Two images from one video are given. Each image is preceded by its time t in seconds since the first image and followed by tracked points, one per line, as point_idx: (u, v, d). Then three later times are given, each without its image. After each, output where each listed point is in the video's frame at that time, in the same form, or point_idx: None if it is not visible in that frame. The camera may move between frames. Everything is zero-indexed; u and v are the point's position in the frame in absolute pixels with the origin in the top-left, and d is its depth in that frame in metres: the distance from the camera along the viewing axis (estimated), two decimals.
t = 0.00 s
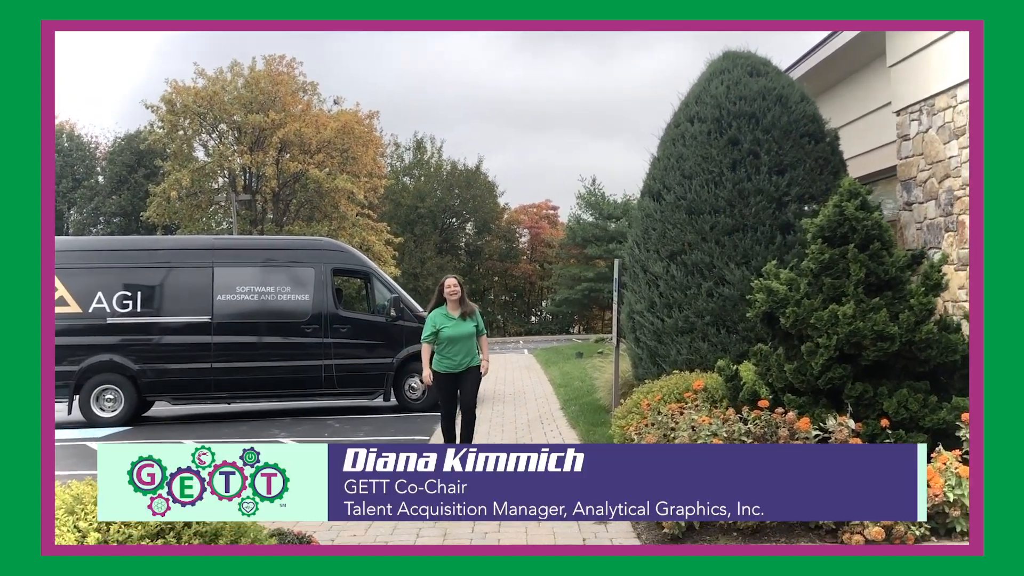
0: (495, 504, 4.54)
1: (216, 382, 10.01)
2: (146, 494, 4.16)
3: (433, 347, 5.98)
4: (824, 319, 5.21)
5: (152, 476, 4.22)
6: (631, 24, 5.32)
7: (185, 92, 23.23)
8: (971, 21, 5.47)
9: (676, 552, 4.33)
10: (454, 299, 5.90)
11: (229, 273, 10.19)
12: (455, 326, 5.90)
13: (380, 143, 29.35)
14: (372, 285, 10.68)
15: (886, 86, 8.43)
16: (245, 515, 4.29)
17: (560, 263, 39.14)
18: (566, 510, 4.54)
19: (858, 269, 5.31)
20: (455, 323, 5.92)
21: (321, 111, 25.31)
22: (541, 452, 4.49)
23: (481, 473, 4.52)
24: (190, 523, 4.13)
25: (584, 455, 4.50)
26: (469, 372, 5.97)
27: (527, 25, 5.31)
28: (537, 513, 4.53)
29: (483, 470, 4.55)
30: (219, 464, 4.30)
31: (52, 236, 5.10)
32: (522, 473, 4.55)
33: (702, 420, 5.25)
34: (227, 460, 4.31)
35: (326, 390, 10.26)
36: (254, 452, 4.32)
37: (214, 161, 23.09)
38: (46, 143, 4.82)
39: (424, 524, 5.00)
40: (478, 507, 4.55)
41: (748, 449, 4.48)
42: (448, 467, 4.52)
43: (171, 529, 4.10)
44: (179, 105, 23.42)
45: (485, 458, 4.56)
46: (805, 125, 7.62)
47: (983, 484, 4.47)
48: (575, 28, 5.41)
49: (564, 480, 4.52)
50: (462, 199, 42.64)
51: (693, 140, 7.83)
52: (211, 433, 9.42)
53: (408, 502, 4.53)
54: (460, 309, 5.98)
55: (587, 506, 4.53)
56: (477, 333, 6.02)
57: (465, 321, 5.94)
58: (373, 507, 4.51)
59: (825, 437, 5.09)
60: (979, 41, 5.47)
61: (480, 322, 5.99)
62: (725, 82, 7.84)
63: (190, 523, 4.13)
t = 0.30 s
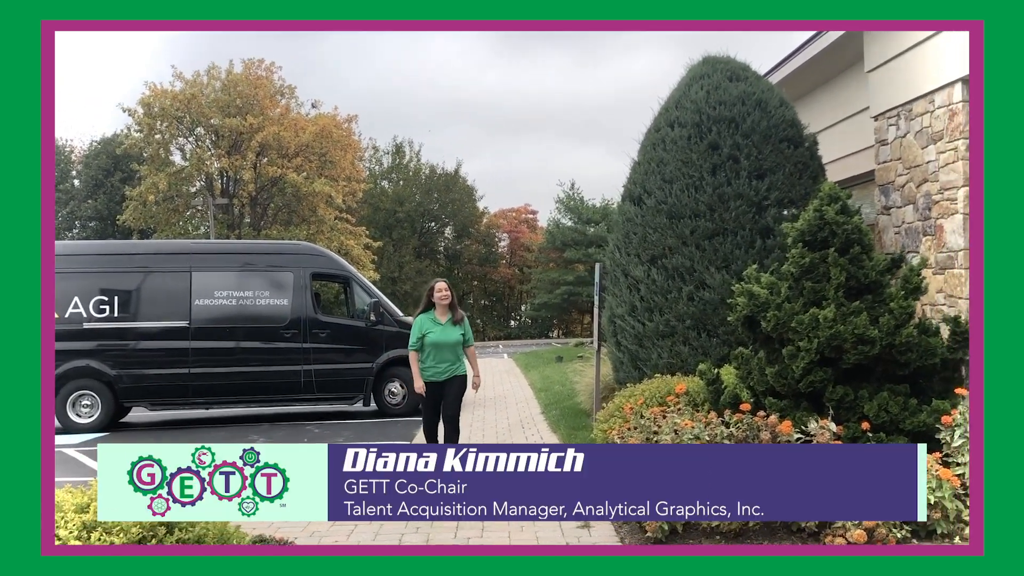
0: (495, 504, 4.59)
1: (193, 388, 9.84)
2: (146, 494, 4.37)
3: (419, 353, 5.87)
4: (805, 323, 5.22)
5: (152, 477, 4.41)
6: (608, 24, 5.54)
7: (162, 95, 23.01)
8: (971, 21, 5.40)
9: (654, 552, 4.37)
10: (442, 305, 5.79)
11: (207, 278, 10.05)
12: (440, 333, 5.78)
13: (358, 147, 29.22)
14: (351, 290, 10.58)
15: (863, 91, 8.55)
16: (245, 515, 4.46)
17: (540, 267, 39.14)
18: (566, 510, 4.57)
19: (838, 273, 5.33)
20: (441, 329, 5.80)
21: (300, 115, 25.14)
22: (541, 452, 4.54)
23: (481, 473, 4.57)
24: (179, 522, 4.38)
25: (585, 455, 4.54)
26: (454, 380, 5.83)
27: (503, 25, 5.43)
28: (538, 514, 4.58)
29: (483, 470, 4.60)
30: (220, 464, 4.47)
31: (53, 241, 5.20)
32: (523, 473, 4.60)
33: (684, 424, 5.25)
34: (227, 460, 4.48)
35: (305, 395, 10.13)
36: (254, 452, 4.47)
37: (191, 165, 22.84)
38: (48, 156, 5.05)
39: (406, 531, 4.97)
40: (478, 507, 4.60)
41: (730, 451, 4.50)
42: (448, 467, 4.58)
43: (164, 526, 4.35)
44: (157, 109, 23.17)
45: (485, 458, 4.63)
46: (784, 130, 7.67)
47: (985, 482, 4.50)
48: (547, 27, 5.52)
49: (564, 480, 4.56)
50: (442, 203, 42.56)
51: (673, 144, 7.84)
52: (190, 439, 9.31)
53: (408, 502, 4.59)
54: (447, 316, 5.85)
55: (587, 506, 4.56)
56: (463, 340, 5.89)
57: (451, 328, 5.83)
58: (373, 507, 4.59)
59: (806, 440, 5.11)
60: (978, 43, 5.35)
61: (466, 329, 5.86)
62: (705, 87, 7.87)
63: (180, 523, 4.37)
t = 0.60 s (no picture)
0: (495, 504, 4.61)
1: (167, 391, 9.66)
2: (146, 494, 4.42)
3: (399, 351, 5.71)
4: (782, 325, 5.25)
5: (152, 477, 4.45)
6: (581, 24, 5.41)
7: (136, 95, 22.68)
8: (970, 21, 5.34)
9: (631, 552, 4.38)
10: (423, 300, 5.64)
11: (181, 280, 9.89)
12: (420, 329, 5.62)
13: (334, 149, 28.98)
14: (327, 292, 10.48)
15: (838, 96, 8.65)
16: (245, 515, 4.48)
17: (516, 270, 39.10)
18: (566, 510, 4.59)
19: (814, 276, 5.37)
20: (420, 326, 5.64)
21: (276, 116, 24.88)
22: (541, 452, 4.55)
23: (481, 473, 4.59)
24: (154, 525, 4.45)
25: (584, 455, 4.56)
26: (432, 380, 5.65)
27: (488, 25, 5.34)
28: (537, 514, 4.60)
29: (483, 470, 4.62)
30: (219, 464, 4.50)
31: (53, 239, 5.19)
32: (522, 473, 4.61)
33: (662, 426, 5.25)
34: (226, 460, 4.50)
35: (280, 398, 10.00)
36: (254, 452, 4.49)
37: (165, 165, 22.51)
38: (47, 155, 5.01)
39: (383, 534, 4.92)
40: (478, 507, 4.62)
41: (708, 452, 4.51)
42: (448, 467, 4.60)
43: (140, 529, 4.41)
44: (131, 109, 22.82)
45: (485, 458, 4.64)
46: (760, 133, 7.72)
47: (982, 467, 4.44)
48: (539, 27, 5.38)
49: (564, 480, 4.58)
50: (418, 206, 42.38)
51: (651, 148, 7.85)
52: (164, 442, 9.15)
53: (408, 502, 4.62)
54: (428, 312, 5.71)
55: (586, 506, 4.58)
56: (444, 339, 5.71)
57: (431, 325, 5.67)
58: (373, 507, 4.62)
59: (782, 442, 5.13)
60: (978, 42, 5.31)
61: (447, 327, 5.69)
62: (682, 91, 7.89)
63: (157, 526, 4.44)
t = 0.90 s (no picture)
0: (495, 504, 4.60)
1: (147, 391, 9.51)
2: (146, 494, 4.42)
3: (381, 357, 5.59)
4: (762, 328, 5.27)
5: (152, 477, 4.46)
6: (565, 24, 5.36)
7: (117, 93, 22.36)
8: (970, 21, 5.31)
9: (611, 552, 4.37)
10: (406, 304, 5.57)
11: (160, 280, 9.76)
12: (403, 333, 5.53)
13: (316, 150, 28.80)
14: (308, 292, 10.37)
15: (818, 100, 8.75)
16: (245, 515, 4.50)
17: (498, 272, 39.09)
18: (566, 510, 4.57)
19: (795, 278, 5.39)
20: (403, 330, 5.55)
21: (257, 116, 24.67)
22: (541, 452, 4.54)
23: (481, 473, 4.57)
24: (134, 526, 4.38)
25: (585, 455, 4.54)
26: (416, 385, 5.54)
27: (474, 25, 5.29)
28: (537, 513, 4.57)
29: (484, 470, 4.60)
30: (220, 464, 4.50)
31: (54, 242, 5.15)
32: (523, 473, 4.60)
33: (643, 427, 5.25)
34: (227, 460, 4.51)
35: (260, 399, 9.89)
36: (254, 452, 4.50)
37: (145, 164, 22.23)
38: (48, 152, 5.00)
39: (365, 535, 4.88)
40: (478, 507, 4.61)
41: (690, 453, 4.52)
42: (448, 467, 4.59)
43: (120, 531, 4.33)
44: (111, 107, 22.51)
45: (484, 458, 4.63)
46: (741, 136, 7.75)
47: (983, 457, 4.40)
48: (528, 27, 5.34)
49: (564, 480, 4.56)
50: (399, 207, 42.22)
51: (633, 149, 7.86)
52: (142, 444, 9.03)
53: (408, 502, 4.60)
54: (411, 316, 5.63)
55: (587, 506, 4.57)
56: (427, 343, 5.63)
57: (414, 329, 5.58)
58: (373, 507, 4.60)
59: (763, 444, 5.15)
60: (978, 42, 5.30)
61: (429, 331, 5.62)
62: (664, 93, 7.91)
63: (137, 527, 4.37)
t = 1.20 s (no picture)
0: (496, 504, 4.59)
1: (135, 391, 9.44)
2: (146, 494, 4.44)
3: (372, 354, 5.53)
4: (752, 329, 5.28)
5: (152, 477, 4.47)
6: (558, 24, 5.33)
7: (105, 91, 22.14)
8: (970, 21, 5.32)
9: (601, 552, 4.36)
10: (397, 299, 5.50)
11: (147, 279, 9.68)
12: (395, 329, 5.47)
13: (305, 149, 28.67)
14: (297, 292, 10.31)
15: (807, 102, 8.79)
16: (245, 515, 4.50)
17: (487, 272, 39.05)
18: (566, 510, 4.56)
19: (784, 279, 5.40)
20: (394, 327, 5.48)
21: (246, 115, 24.53)
22: (542, 452, 4.54)
23: (482, 473, 4.57)
24: (122, 526, 4.34)
25: (585, 455, 4.54)
26: (407, 384, 5.48)
27: (468, 25, 5.28)
28: (537, 514, 4.57)
29: (484, 470, 4.59)
30: (220, 464, 4.50)
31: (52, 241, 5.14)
32: (523, 473, 4.59)
33: (633, 427, 5.25)
34: (227, 460, 4.51)
35: (249, 399, 9.83)
36: (255, 452, 4.50)
37: (134, 163, 22.06)
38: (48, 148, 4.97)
39: (353, 535, 4.85)
40: (478, 507, 4.60)
41: (680, 453, 4.51)
42: (448, 467, 4.58)
43: (107, 531, 4.29)
44: (100, 105, 22.31)
45: (484, 458, 4.62)
46: (731, 138, 7.77)
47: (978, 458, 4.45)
48: (522, 27, 5.32)
49: (564, 480, 4.56)
50: (389, 206, 42.10)
51: (623, 150, 7.86)
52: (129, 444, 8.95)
53: (408, 502, 4.60)
54: (401, 311, 5.58)
55: (587, 506, 4.56)
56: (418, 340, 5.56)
57: (404, 326, 5.51)
58: (373, 507, 4.61)
59: (752, 444, 5.16)
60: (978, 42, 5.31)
61: (420, 327, 5.55)
62: (654, 94, 7.91)
63: (124, 527, 4.33)
